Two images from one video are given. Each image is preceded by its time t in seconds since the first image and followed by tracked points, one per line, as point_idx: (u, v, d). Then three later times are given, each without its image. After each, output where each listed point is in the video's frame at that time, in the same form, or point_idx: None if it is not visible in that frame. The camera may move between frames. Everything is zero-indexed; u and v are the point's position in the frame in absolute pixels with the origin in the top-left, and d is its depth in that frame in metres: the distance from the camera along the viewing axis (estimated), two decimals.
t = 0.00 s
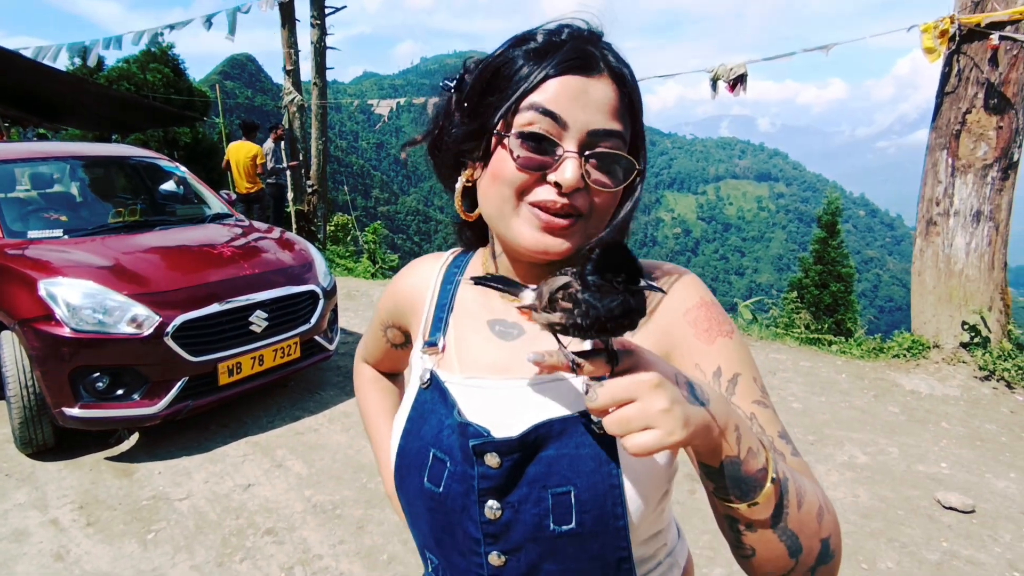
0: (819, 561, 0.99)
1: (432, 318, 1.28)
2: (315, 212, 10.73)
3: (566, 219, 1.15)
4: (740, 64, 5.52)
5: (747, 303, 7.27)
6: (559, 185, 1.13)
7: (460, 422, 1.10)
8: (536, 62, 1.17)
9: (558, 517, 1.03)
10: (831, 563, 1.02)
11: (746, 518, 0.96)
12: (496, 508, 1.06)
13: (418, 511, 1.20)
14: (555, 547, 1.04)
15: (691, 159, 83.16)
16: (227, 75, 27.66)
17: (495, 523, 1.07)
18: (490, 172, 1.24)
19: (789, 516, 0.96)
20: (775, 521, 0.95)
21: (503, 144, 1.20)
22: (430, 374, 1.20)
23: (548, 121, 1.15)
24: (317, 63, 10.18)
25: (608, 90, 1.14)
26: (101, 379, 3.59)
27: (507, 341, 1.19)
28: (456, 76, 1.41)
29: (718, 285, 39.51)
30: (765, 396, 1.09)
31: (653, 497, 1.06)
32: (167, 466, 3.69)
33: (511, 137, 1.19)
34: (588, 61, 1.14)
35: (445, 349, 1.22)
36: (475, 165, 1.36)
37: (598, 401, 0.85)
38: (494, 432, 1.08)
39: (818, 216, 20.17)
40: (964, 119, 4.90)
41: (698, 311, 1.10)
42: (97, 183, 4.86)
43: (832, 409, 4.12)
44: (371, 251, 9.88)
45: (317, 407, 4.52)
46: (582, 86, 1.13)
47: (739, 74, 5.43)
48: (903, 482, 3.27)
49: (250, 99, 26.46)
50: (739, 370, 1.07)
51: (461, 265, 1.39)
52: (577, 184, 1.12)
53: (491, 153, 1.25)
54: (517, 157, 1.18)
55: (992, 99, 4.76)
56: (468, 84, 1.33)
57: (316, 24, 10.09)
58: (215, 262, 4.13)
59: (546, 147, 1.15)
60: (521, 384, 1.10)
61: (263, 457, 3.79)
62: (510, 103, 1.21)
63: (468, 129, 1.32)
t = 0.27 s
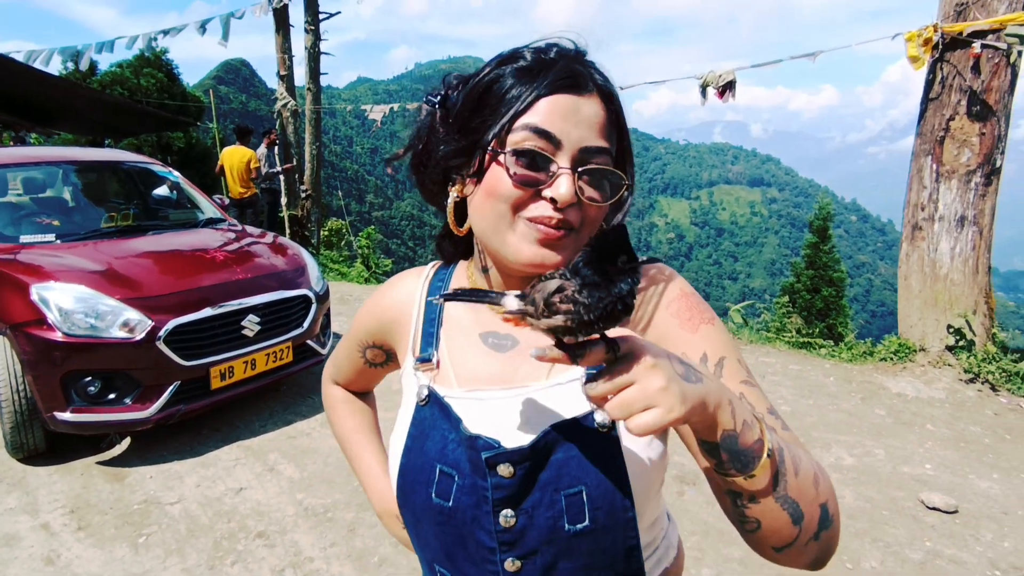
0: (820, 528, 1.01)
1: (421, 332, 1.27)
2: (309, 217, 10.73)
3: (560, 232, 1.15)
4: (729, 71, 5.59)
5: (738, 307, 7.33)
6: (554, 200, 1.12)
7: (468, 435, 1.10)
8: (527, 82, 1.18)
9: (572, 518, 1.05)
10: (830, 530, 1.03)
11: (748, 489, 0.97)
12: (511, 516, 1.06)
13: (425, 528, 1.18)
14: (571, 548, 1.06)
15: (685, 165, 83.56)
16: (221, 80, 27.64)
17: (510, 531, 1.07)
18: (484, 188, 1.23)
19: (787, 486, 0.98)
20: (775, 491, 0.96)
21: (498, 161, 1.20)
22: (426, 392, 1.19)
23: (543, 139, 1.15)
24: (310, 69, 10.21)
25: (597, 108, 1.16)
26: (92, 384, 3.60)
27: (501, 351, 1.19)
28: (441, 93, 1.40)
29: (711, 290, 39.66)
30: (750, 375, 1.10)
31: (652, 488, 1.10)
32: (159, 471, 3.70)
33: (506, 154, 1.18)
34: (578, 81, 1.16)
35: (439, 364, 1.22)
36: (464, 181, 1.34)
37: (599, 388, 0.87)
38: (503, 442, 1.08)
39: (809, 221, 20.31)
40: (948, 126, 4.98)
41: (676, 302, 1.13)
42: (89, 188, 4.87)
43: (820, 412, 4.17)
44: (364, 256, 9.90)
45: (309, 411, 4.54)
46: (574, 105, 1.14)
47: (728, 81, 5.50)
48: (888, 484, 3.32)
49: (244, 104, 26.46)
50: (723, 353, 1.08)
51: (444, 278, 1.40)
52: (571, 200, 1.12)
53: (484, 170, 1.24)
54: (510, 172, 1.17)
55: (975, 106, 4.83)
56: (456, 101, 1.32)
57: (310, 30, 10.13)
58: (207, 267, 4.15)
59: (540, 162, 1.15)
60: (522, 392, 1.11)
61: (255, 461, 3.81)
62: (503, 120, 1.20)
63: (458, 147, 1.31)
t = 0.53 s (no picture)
0: (748, 502, 1.07)
1: (387, 323, 1.26)
2: (303, 222, 10.74)
3: (529, 235, 1.16)
4: (718, 78, 5.66)
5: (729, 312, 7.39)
6: (525, 206, 1.13)
7: (434, 419, 1.10)
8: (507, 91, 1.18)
9: (532, 494, 1.07)
10: (757, 506, 1.09)
11: (686, 466, 1.00)
12: (474, 495, 1.07)
13: (388, 511, 1.17)
14: (531, 523, 1.08)
15: (679, 170, 83.93)
16: (215, 86, 27.66)
17: (473, 510, 1.07)
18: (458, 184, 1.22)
19: (723, 462, 1.02)
20: (710, 468, 1.00)
21: (477, 163, 1.19)
22: (393, 380, 1.19)
23: (520, 147, 1.15)
24: (304, 75, 10.26)
25: (572, 123, 1.17)
26: (85, 389, 3.62)
27: (467, 343, 1.19)
28: (429, 82, 1.36)
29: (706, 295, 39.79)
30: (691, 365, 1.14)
31: (601, 469, 1.14)
32: (151, 475, 3.72)
33: (486, 156, 1.18)
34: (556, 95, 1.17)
35: (406, 354, 1.21)
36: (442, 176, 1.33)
37: (559, 364, 0.89)
38: (469, 425, 1.09)
39: (802, 227, 20.45)
40: (931, 133, 5.06)
41: (631, 297, 1.15)
42: (82, 194, 4.90)
43: (807, 415, 4.23)
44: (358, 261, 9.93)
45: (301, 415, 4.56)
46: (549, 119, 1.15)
47: (717, 88, 5.57)
48: (873, 485, 3.37)
49: (238, 110, 26.47)
50: (669, 343, 1.12)
51: (412, 266, 1.38)
52: (542, 207, 1.13)
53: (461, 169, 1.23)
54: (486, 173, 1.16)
55: (958, 114, 4.91)
56: (442, 95, 1.30)
57: (304, 36, 10.18)
58: (200, 272, 4.18)
59: (515, 168, 1.15)
60: (489, 381, 1.12)
61: (247, 464, 3.83)
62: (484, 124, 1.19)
63: (439, 143, 1.30)
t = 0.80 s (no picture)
0: (683, 485, 1.04)
1: (362, 310, 1.25)
2: (302, 225, 10.80)
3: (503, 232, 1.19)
4: (711, 82, 5.73)
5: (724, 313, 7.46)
6: (499, 207, 1.16)
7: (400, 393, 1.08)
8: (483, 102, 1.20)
9: (486, 467, 1.04)
10: (691, 485, 1.06)
11: (628, 444, 0.98)
12: (433, 466, 1.04)
13: (351, 485, 1.14)
14: (486, 497, 1.05)
15: (677, 172, 84.08)
16: (215, 89, 27.77)
17: (431, 481, 1.05)
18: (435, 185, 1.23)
19: (661, 443, 1.00)
20: (651, 447, 0.98)
21: (454, 165, 1.20)
22: (364, 361, 1.15)
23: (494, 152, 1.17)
24: (303, 79, 10.34)
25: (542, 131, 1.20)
26: (87, 389, 3.68)
27: (437, 329, 1.16)
28: (408, 92, 1.38)
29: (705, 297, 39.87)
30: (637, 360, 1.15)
31: (551, 452, 1.11)
32: (152, 473, 3.78)
33: (462, 160, 1.19)
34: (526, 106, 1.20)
35: (378, 338, 1.18)
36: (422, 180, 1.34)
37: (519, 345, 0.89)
38: (431, 401, 1.07)
39: (799, 228, 20.53)
40: (921, 135, 5.13)
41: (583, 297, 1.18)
42: (83, 198, 4.96)
43: (798, 413, 4.29)
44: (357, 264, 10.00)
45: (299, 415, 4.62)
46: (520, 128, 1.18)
47: (710, 92, 5.64)
48: (861, 481, 3.43)
49: (238, 114, 26.57)
50: (619, 337, 1.14)
51: (387, 259, 1.35)
52: (514, 206, 1.17)
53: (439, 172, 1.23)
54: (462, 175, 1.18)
55: (947, 116, 4.98)
56: (421, 103, 1.32)
57: (303, 40, 10.26)
58: (200, 274, 4.24)
59: (490, 171, 1.17)
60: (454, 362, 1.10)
61: (246, 463, 3.89)
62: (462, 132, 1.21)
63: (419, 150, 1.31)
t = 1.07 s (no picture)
0: (641, 456, 1.14)
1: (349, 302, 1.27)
2: (303, 226, 10.89)
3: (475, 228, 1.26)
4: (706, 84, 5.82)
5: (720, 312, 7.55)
6: (472, 203, 1.23)
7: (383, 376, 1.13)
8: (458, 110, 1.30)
9: (464, 441, 1.10)
10: (649, 457, 1.17)
11: (591, 420, 1.06)
12: (414, 442, 1.10)
13: (340, 462, 1.20)
14: (465, 469, 1.11)
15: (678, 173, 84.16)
16: (216, 91, 27.90)
17: (413, 456, 1.11)
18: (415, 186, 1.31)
19: (621, 418, 1.09)
20: (611, 422, 1.07)
21: (431, 166, 1.28)
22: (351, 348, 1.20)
23: (467, 154, 1.26)
24: (304, 81, 10.44)
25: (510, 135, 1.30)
26: (94, 385, 3.77)
27: (419, 319, 1.20)
28: (393, 104, 1.48)
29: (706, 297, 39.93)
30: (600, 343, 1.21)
31: (523, 430, 1.17)
32: (157, 468, 3.87)
33: (439, 161, 1.26)
34: (496, 113, 1.30)
35: (364, 327, 1.22)
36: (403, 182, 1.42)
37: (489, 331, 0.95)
38: (412, 381, 1.12)
39: (798, 228, 20.60)
40: (911, 136, 5.22)
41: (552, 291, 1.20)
42: (88, 199, 5.05)
43: (790, 409, 4.38)
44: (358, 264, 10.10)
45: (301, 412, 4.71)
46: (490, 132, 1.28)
47: (704, 94, 5.73)
48: (849, 475, 3.51)
49: (239, 115, 26.69)
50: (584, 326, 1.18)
51: (373, 257, 1.40)
52: (487, 203, 1.23)
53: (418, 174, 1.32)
54: (440, 175, 1.25)
55: (936, 117, 5.06)
56: (402, 113, 1.42)
57: (303, 42, 10.36)
58: (203, 274, 4.34)
59: (464, 171, 1.25)
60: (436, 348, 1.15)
61: (249, 458, 3.98)
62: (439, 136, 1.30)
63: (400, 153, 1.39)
